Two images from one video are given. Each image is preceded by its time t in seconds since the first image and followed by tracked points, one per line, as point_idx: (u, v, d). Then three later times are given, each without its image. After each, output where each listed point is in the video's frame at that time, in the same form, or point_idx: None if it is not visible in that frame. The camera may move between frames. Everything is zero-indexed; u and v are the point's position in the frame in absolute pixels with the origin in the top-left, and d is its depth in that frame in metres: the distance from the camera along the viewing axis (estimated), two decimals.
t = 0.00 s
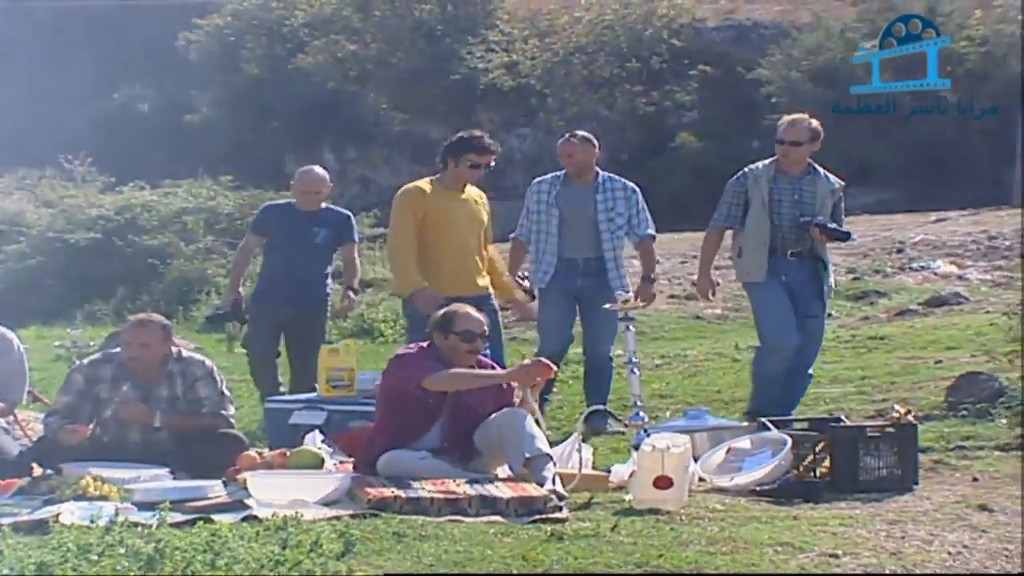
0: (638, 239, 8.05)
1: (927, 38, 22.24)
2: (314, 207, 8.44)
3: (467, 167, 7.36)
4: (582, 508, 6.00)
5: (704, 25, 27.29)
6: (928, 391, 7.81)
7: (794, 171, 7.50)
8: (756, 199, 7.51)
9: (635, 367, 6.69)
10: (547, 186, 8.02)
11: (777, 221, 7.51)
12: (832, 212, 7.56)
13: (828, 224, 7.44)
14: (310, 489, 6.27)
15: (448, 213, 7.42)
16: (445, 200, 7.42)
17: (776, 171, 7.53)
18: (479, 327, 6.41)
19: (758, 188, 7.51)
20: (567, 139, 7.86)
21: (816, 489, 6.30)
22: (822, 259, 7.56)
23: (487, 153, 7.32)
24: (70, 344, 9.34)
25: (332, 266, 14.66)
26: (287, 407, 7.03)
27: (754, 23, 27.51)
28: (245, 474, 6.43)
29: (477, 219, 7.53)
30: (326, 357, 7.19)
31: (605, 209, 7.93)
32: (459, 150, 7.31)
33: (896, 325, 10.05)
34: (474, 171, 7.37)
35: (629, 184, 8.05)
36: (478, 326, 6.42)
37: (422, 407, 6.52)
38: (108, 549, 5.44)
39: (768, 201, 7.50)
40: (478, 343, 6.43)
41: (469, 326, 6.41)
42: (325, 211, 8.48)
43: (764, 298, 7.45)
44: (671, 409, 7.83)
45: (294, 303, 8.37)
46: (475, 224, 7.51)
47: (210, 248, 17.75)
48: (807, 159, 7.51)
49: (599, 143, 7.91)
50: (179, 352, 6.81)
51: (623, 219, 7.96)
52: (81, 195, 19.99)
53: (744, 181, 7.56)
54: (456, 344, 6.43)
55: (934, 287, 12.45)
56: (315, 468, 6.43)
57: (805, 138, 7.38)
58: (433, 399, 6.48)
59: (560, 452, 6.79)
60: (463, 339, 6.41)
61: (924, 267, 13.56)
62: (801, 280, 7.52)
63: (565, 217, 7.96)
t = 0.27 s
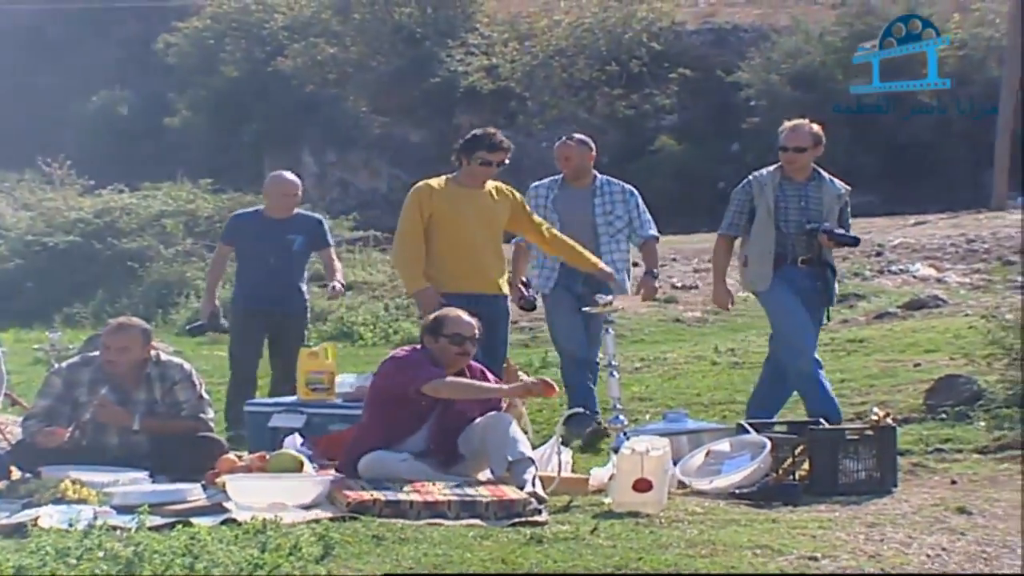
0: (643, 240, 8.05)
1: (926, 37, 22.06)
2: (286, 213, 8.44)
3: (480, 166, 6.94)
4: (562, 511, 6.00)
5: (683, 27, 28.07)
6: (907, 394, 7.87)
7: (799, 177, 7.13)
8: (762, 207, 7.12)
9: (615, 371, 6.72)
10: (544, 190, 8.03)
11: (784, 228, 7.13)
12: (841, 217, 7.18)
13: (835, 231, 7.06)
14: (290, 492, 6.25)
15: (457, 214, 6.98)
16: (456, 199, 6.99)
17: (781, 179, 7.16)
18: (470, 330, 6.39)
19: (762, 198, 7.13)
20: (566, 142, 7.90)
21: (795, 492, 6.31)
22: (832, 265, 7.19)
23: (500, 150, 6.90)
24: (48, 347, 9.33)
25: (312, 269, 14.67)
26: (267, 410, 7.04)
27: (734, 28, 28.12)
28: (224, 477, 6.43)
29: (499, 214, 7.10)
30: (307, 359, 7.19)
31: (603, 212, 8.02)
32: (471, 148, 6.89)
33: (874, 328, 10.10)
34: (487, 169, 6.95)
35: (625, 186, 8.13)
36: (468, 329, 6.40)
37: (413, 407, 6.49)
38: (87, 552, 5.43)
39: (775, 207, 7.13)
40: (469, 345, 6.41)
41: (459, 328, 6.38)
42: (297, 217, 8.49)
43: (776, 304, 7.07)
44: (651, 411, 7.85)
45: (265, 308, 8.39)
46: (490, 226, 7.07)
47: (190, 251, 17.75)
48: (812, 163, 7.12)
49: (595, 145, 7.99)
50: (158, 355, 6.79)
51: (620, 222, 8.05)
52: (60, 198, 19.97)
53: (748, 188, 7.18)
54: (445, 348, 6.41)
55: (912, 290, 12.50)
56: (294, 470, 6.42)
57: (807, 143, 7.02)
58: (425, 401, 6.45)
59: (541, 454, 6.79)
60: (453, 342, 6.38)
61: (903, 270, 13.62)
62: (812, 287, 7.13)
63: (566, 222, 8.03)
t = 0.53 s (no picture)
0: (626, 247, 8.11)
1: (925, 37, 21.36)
2: (248, 214, 8.41)
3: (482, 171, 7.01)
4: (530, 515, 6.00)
5: (653, 32, 29.91)
6: (876, 398, 7.92)
7: (801, 170, 7.16)
8: (771, 204, 7.10)
9: (585, 375, 6.73)
10: (534, 198, 7.97)
11: (793, 225, 7.12)
12: (844, 208, 7.23)
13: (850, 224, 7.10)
14: (262, 496, 6.23)
15: (457, 218, 7.07)
16: (454, 205, 7.08)
17: (782, 174, 7.17)
18: (443, 333, 6.37)
19: (769, 194, 7.11)
20: (555, 147, 7.85)
21: (765, 496, 6.32)
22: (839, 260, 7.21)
23: (500, 156, 6.98)
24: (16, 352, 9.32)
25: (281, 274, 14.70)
26: (235, 414, 7.03)
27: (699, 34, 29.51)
28: (193, 482, 6.41)
29: (504, 216, 7.18)
30: (275, 364, 7.18)
31: (595, 216, 8.00)
32: (471, 153, 6.97)
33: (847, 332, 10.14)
34: (488, 175, 7.03)
35: (607, 190, 8.16)
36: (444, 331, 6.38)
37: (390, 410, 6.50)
38: (54, 558, 5.42)
39: (782, 204, 7.12)
40: (445, 347, 6.40)
41: (432, 330, 6.36)
42: (259, 218, 8.47)
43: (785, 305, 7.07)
44: (621, 415, 7.87)
45: (230, 312, 8.35)
46: (494, 229, 7.14)
47: (161, 254, 17.78)
48: (812, 158, 7.16)
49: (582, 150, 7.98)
50: (127, 360, 6.79)
51: (612, 225, 8.04)
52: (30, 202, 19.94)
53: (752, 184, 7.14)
54: (417, 351, 6.41)
55: (882, 294, 12.54)
56: (264, 474, 6.41)
57: (803, 138, 7.04)
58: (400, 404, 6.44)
59: (510, 459, 6.80)
60: (424, 344, 6.37)
61: (872, 275, 13.67)
62: (823, 281, 7.16)
63: (553, 229, 7.99)
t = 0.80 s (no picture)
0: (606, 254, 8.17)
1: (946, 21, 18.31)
2: (241, 221, 8.25)
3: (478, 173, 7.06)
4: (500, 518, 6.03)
5: (621, 37, 29.99)
6: (842, 401, 7.97)
7: (806, 171, 7.14)
8: (776, 204, 7.11)
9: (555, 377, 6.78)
10: (525, 200, 7.84)
11: (797, 227, 7.15)
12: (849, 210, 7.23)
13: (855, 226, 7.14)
14: (231, 500, 6.25)
15: (453, 217, 7.13)
16: (453, 206, 7.14)
17: (788, 174, 7.17)
18: (406, 334, 6.39)
19: (774, 194, 7.12)
20: (552, 152, 7.79)
21: (733, 498, 6.37)
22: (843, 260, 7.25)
23: (493, 158, 7.01)
24: None
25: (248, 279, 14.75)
26: (207, 416, 7.06)
27: (672, 36, 29.80)
28: (163, 485, 6.44)
29: (500, 214, 7.26)
30: (248, 367, 7.20)
31: (585, 219, 7.91)
32: (465, 155, 7.00)
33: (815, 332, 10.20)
34: (481, 177, 7.07)
35: (595, 194, 8.06)
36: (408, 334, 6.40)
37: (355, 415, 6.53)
38: (24, 561, 5.44)
39: (787, 204, 7.13)
40: (409, 350, 6.43)
41: (397, 332, 6.38)
42: (251, 223, 8.32)
43: (783, 307, 7.17)
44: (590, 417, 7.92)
45: (221, 316, 8.19)
46: (489, 229, 7.21)
47: (130, 258, 17.80)
48: (819, 158, 7.15)
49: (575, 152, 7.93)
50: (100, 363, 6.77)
51: (600, 229, 7.97)
52: None
53: (756, 186, 7.13)
54: (379, 353, 6.43)
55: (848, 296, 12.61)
56: (235, 477, 6.44)
57: (810, 138, 7.03)
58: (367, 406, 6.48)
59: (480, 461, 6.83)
60: (387, 346, 6.39)
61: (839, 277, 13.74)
62: (834, 279, 7.21)
63: (552, 231, 7.89)
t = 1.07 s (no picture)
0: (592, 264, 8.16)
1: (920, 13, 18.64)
2: (263, 231, 8.23)
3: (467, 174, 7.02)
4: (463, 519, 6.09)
5: (584, 43, 30.10)
6: (802, 402, 8.04)
7: (818, 180, 7.19)
8: (785, 210, 7.16)
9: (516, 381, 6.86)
10: (519, 207, 7.83)
11: (806, 234, 7.18)
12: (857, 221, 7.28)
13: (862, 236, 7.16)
14: (196, 501, 6.31)
15: (447, 221, 7.06)
16: (445, 207, 7.07)
17: (800, 182, 7.21)
18: (369, 336, 6.45)
19: (783, 202, 7.17)
20: (563, 170, 7.77)
21: (694, 498, 6.45)
22: (854, 269, 7.26)
23: (486, 158, 7.01)
24: None
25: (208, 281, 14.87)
26: (173, 418, 7.12)
27: (633, 43, 29.95)
28: (129, 486, 6.50)
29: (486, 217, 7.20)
30: (214, 369, 7.27)
31: (578, 229, 7.89)
32: (458, 154, 6.98)
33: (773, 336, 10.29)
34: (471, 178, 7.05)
35: (588, 205, 8.04)
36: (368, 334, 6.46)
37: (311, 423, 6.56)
38: None
39: (796, 212, 7.17)
40: (369, 352, 6.49)
41: (361, 335, 6.44)
42: (273, 235, 8.29)
43: (793, 317, 7.18)
44: (552, 419, 8.00)
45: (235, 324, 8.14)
46: (478, 231, 7.16)
47: (96, 262, 17.84)
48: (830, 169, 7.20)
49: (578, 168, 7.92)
50: (68, 366, 6.86)
51: (592, 240, 7.94)
52: None
53: (766, 193, 7.20)
54: (346, 355, 6.49)
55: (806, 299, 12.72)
56: (201, 478, 6.49)
57: (829, 146, 7.09)
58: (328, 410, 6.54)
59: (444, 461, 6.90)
60: (354, 348, 6.45)
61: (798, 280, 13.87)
62: (844, 289, 7.22)
63: (538, 239, 7.85)
